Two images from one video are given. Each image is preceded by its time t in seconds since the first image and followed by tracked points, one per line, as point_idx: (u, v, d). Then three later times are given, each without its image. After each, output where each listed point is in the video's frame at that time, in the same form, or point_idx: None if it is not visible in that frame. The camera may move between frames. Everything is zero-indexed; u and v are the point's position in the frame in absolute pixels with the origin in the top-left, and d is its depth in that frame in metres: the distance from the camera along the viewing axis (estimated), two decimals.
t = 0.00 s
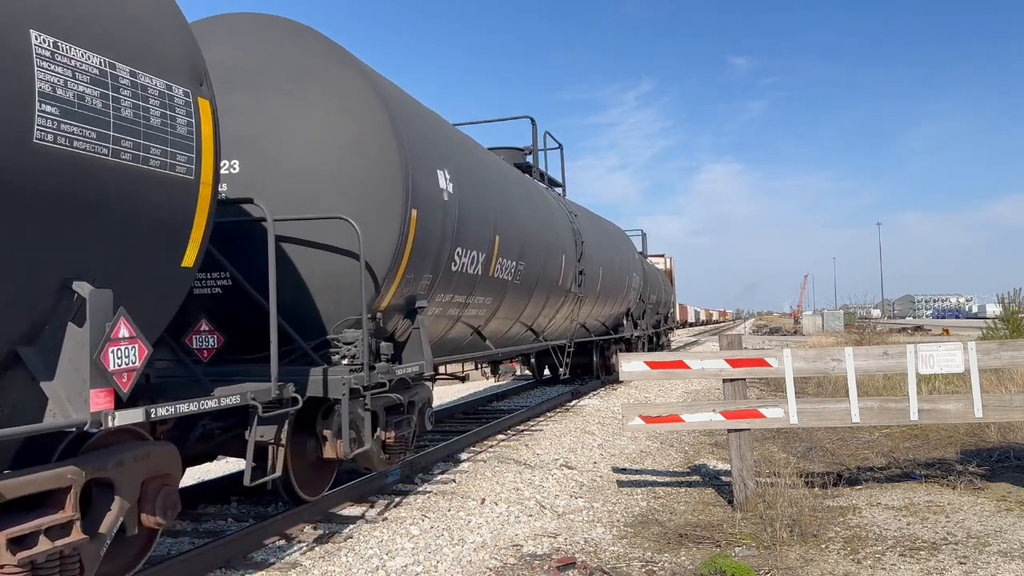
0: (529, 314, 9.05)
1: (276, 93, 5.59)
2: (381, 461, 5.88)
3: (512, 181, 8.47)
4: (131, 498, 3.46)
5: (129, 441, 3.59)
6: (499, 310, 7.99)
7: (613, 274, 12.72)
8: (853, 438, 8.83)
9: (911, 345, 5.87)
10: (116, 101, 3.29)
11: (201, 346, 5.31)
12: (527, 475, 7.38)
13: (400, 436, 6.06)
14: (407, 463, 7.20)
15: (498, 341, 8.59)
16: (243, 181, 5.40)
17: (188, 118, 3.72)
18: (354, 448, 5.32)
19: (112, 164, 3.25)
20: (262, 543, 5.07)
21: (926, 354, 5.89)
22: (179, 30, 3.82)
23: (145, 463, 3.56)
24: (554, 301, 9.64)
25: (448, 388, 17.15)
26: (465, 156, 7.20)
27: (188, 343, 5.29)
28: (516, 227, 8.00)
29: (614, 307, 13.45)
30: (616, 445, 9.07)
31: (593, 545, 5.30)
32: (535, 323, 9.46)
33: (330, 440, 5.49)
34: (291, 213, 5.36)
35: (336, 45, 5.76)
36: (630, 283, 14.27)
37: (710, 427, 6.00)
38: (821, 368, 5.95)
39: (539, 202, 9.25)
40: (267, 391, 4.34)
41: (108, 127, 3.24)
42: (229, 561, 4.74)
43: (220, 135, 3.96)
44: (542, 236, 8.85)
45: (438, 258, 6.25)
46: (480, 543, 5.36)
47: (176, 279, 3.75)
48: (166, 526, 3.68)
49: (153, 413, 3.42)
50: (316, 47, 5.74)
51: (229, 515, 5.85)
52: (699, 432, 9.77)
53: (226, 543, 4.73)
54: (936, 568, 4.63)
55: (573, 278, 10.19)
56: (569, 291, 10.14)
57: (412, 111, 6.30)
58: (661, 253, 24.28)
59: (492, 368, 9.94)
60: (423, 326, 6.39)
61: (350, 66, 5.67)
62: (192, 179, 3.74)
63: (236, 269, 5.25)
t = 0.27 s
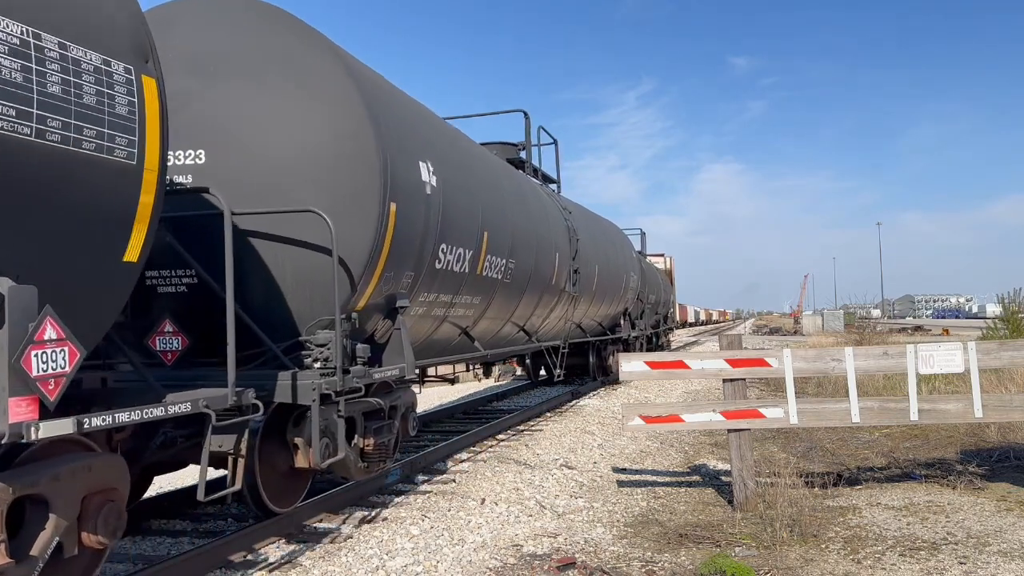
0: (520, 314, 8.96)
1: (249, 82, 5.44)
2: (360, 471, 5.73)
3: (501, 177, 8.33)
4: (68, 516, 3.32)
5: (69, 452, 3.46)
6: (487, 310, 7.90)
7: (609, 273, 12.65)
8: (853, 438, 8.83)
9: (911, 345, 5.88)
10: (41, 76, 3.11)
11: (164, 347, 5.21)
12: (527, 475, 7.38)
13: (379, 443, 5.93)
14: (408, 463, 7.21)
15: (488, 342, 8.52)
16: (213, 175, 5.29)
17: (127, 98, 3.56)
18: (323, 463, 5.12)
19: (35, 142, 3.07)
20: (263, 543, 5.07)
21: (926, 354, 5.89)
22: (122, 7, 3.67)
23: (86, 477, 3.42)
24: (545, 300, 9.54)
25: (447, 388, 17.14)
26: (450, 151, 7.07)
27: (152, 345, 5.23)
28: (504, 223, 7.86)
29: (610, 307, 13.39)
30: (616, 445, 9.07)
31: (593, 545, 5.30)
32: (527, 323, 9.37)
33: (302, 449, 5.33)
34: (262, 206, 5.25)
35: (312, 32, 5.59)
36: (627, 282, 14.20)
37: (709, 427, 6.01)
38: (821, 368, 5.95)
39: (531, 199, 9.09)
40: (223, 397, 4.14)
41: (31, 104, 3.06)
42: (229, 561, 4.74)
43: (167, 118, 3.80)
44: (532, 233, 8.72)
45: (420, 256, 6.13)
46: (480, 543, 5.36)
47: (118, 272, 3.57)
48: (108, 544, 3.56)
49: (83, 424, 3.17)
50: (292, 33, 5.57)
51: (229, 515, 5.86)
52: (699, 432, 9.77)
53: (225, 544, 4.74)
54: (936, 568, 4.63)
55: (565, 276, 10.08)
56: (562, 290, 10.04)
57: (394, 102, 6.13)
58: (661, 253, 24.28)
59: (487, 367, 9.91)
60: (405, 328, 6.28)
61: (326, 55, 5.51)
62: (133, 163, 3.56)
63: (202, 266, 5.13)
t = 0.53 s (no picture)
0: (509, 313, 8.75)
1: (207, 61, 4.99)
2: (336, 481, 5.51)
3: (487, 169, 8.03)
4: None
5: None
6: (475, 310, 7.70)
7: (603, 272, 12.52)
8: (853, 438, 8.83)
9: (911, 345, 5.88)
10: None
11: (122, 349, 4.88)
12: (527, 475, 7.38)
13: (356, 451, 5.69)
14: (408, 463, 7.20)
15: (475, 343, 8.32)
16: (172, 163, 4.86)
17: (55, 73, 3.20)
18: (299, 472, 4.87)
19: None
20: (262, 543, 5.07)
21: (926, 354, 5.89)
22: None
23: (13, 493, 3.20)
24: (536, 299, 9.33)
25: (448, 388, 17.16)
26: (432, 141, 6.75)
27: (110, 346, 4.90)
28: (491, 218, 7.60)
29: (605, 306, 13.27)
30: (616, 445, 9.07)
31: (593, 545, 5.30)
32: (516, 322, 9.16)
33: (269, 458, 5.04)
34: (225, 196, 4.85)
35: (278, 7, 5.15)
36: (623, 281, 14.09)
37: (709, 427, 6.00)
38: (821, 368, 5.94)
39: (519, 193, 8.81)
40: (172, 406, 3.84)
41: None
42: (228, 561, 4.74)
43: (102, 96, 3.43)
44: (520, 228, 8.45)
45: (400, 252, 5.87)
46: (480, 543, 5.36)
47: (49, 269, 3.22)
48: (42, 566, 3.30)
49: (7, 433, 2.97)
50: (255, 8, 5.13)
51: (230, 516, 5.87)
52: (699, 432, 9.77)
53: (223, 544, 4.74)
54: (936, 568, 4.63)
55: (556, 275, 9.88)
56: (553, 289, 9.84)
57: (369, 86, 5.77)
58: (660, 253, 24.27)
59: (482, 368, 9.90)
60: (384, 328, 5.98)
61: (293, 32, 5.10)
62: (62, 146, 3.20)
63: (162, 261, 4.75)
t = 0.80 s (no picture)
0: (499, 313, 8.47)
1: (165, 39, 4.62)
2: (306, 493, 5.08)
3: (472, 161, 7.72)
4: None
5: None
6: (462, 310, 7.41)
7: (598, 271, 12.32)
8: (853, 438, 8.83)
9: (911, 345, 5.88)
10: None
11: (76, 351, 4.60)
12: (527, 475, 7.38)
13: (329, 461, 5.25)
14: (408, 463, 7.20)
15: (461, 344, 8.02)
16: (127, 151, 4.51)
17: None
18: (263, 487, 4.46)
19: None
20: (262, 543, 5.06)
21: (926, 354, 5.89)
22: None
23: None
24: (527, 298, 9.07)
25: (447, 388, 17.16)
26: (412, 131, 6.42)
27: (64, 348, 4.63)
28: (477, 213, 7.29)
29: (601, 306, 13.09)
30: (616, 445, 9.07)
31: (593, 545, 5.30)
32: (507, 321, 8.89)
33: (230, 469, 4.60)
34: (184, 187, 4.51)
35: None
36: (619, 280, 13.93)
37: (709, 427, 6.01)
38: (821, 368, 5.94)
39: (507, 188, 8.50)
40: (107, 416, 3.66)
41: None
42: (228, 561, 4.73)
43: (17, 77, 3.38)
44: (509, 223, 8.16)
45: (377, 247, 5.57)
46: (480, 543, 5.36)
47: None
48: None
49: None
50: None
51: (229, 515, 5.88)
52: (699, 432, 9.77)
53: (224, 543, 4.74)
54: (936, 568, 4.63)
55: (548, 273, 9.60)
56: (544, 288, 9.58)
57: (342, 70, 5.46)
58: (660, 252, 24.27)
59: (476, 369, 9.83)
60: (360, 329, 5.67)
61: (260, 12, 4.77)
62: None
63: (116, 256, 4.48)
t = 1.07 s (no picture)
0: (486, 313, 8.13)
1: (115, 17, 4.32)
2: (271, 506, 4.69)
3: (457, 153, 7.38)
4: None
5: None
6: (446, 311, 7.07)
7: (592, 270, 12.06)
8: (853, 438, 8.83)
9: (911, 345, 5.88)
10: None
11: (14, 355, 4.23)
12: (527, 475, 7.38)
13: (297, 472, 4.89)
14: (408, 463, 7.20)
15: (446, 345, 7.67)
16: (75, 136, 4.24)
17: None
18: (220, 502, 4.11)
19: None
20: (262, 543, 5.06)
21: (926, 354, 5.89)
22: None
23: None
24: (517, 297, 8.74)
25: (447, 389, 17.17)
26: (391, 119, 6.08)
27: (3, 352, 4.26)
28: (462, 207, 6.95)
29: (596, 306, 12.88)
30: (616, 445, 9.07)
31: (593, 545, 5.30)
32: (495, 321, 8.58)
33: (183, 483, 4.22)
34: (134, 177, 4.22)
35: None
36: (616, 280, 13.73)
37: (710, 427, 6.01)
38: (820, 368, 5.94)
39: (494, 182, 8.13)
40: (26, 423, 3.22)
41: None
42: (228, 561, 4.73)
43: None
44: (497, 218, 7.81)
45: (351, 242, 5.21)
46: (480, 543, 5.36)
47: None
48: None
49: None
50: None
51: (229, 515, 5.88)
52: (699, 432, 9.78)
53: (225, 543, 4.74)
54: (936, 568, 4.63)
55: (539, 271, 9.26)
56: (535, 287, 9.26)
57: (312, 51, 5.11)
58: (660, 252, 24.26)
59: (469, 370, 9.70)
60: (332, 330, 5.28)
61: None
62: None
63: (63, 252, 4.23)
